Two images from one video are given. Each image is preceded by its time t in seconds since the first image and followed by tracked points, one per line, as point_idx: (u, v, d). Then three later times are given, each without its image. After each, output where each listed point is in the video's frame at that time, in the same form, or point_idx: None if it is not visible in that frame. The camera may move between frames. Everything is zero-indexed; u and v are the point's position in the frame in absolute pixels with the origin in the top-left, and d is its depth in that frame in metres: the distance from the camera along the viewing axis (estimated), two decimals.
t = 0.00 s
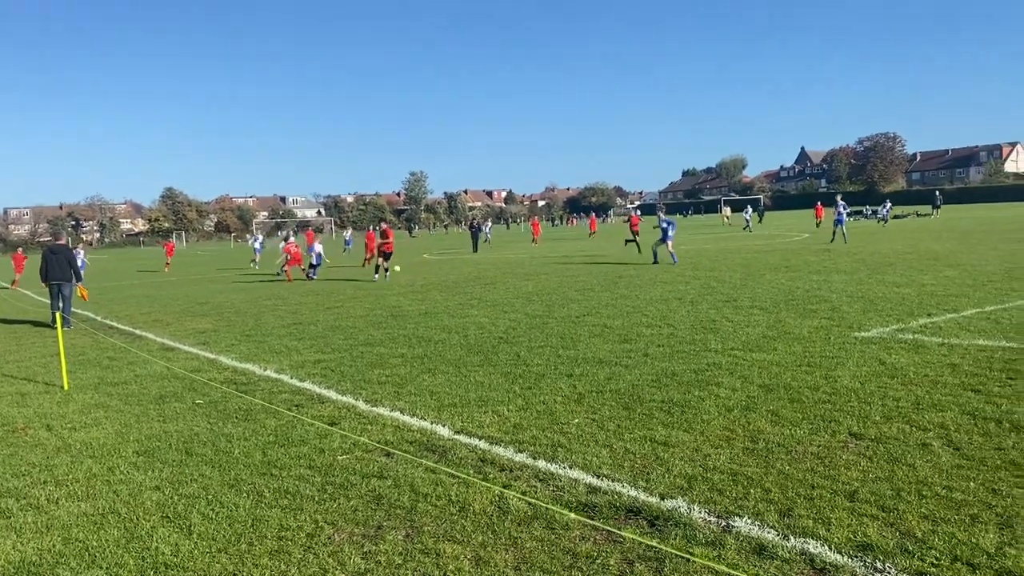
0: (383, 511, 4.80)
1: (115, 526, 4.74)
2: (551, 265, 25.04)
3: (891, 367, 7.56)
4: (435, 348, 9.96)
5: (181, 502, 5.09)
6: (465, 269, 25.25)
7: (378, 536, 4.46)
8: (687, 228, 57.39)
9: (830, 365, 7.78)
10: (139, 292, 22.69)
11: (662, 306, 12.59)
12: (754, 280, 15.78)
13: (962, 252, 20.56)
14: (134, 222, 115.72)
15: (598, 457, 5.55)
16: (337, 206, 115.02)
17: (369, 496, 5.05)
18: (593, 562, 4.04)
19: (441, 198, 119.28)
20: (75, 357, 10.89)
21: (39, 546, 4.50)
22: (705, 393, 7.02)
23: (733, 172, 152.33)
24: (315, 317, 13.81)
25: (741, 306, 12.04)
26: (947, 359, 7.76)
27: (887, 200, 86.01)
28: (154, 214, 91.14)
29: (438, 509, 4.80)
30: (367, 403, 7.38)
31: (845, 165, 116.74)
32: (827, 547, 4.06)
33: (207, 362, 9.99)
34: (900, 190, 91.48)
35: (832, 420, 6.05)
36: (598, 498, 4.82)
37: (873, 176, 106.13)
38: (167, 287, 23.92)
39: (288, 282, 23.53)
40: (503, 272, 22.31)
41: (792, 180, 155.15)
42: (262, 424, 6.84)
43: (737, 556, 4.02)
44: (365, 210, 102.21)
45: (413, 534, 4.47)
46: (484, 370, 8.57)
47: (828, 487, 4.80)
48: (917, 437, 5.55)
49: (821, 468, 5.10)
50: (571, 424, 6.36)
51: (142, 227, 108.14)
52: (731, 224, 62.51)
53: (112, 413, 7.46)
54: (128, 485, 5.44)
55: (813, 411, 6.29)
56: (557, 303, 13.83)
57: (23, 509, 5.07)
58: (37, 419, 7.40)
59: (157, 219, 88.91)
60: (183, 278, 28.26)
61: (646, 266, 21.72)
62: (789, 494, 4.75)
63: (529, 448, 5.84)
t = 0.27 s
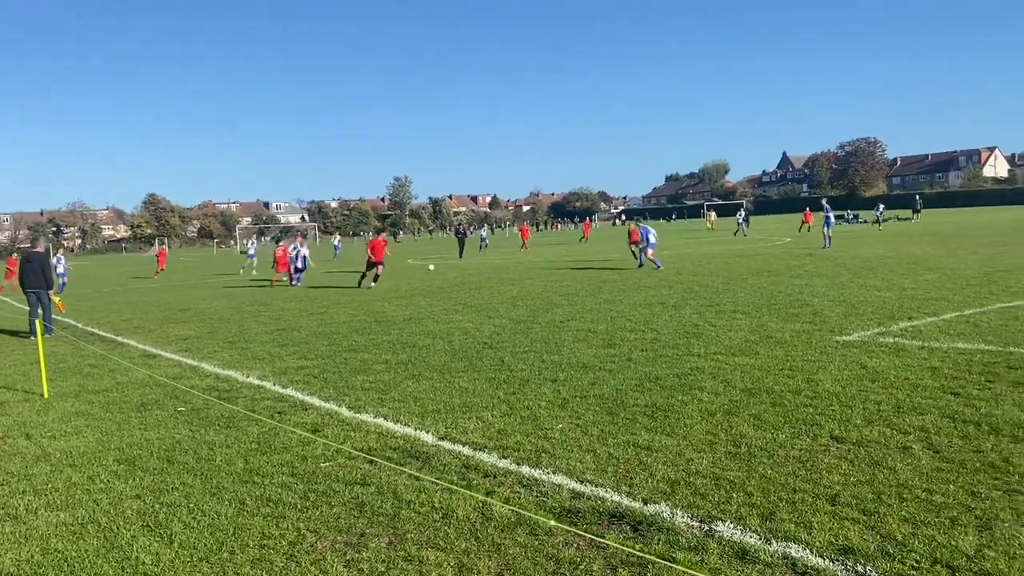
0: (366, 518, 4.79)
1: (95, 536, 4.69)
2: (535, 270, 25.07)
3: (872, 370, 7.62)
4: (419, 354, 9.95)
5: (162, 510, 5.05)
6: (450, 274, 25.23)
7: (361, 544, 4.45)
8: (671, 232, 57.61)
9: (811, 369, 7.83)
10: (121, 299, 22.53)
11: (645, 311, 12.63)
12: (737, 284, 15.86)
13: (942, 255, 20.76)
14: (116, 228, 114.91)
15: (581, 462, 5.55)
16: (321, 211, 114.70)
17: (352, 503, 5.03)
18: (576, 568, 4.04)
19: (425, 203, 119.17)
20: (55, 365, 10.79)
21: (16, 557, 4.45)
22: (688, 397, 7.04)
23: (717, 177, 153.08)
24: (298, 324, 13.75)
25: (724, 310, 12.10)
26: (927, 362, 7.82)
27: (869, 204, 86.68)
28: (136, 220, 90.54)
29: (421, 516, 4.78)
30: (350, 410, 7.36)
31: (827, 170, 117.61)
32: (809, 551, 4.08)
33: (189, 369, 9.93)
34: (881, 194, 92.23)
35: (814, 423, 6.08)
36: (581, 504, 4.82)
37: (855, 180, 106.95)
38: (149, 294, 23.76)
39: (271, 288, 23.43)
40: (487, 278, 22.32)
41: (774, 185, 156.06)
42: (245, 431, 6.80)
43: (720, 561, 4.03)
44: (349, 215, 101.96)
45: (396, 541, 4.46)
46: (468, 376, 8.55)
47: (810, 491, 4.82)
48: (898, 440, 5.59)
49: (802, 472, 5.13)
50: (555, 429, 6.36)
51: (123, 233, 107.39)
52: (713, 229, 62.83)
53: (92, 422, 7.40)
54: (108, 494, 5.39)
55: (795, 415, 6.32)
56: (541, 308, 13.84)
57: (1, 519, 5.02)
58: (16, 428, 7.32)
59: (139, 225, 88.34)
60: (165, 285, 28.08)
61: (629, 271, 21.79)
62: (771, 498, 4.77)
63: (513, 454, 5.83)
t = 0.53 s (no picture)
0: (347, 524, 4.77)
1: (72, 545, 4.65)
2: (518, 274, 25.08)
3: (852, 373, 7.67)
4: (402, 359, 9.93)
5: (141, 518, 5.01)
6: (432, 279, 25.18)
7: (342, 549, 4.43)
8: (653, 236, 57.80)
9: (792, 371, 7.88)
10: (101, 305, 22.34)
11: (628, 314, 12.66)
12: (718, 288, 15.93)
13: (921, 259, 20.95)
14: (95, 234, 114.01)
15: (563, 466, 5.56)
16: (304, 216, 114.29)
17: (333, 509, 5.01)
18: (558, 572, 4.04)
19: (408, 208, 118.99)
20: (33, 372, 10.68)
21: None
22: (670, 400, 7.07)
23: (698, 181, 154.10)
24: (280, 329, 13.69)
25: (706, 314, 12.15)
26: (906, 364, 7.89)
27: (849, 208, 87.36)
28: (117, 226, 89.84)
29: (403, 521, 4.77)
30: (332, 416, 7.33)
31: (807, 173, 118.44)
32: (789, 553, 4.10)
33: (169, 376, 9.86)
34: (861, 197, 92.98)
35: (794, 425, 6.12)
36: (563, 508, 4.83)
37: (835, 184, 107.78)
38: (129, 300, 23.56)
39: (253, 294, 23.32)
40: (469, 282, 22.31)
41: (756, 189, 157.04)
42: (226, 437, 6.77)
43: (701, 564, 4.04)
44: (332, 220, 101.63)
45: (377, 546, 4.45)
46: (451, 380, 8.54)
47: (790, 493, 4.85)
48: (877, 442, 5.63)
49: (783, 474, 5.16)
50: (537, 433, 6.37)
51: (103, 238, 106.52)
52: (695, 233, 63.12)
53: (70, 429, 7.33)
54: (87, 502, 5.34)
55: (776, 417, 6.36)
56: (524, 312, 13.85)
57: None
58: None
59: (119, 230, 87.65)
60: (145, 291, 27.85)
61: (612, 275, 21.84)
62: (752, 500, 4.79)
63: (495, 458, 5.83)
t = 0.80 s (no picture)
0: (327, 531, 4.74)
1: (47, 554, 4.60)
2: (498, 278, 25.07)
3: (830, 374, 7.73)
4: (382, 364, 9.89)
5: (118, 526, 4.96)
6: (413, 283, 25.11)
7: (321, 556, 4.41)
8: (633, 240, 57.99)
9: (770, 373, 7.92)
10: (77, 310, 22.10)
11: (608, 318, 12.69)
12: (698, 291, 16.00)
13: (898, 261, 21.15)
14: (72, 239, 112.86)
15: (544, 470, 5.56)
16: (284, 220, 113.73)
17: (312, 516, 4.98)
18: None
19: (389, 212, 118.72)
20: (8, 379, 10.55)
21: None
22: (650, 403, 7.09)
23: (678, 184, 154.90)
24: (259, 335, 13.59)
25: (686, 317, 12.20)
26: (883, 365, 7.96)
27: (827, 211, 88.09)
28: (94, 230, 88.98)
29: (383, 527, 4.75)
30: (312, 422, 7.29)
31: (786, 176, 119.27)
32: (768, 555, 4.13)
33: (147, 382, 9.77)
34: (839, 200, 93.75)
35: (772, 428, 6.16)
36: (543, 512, 4.83)
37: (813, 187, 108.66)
38: (106, 306, 23.31)
39: (231, 299, 23.15)
40: (450, 286, 22.28)
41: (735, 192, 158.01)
42: (204, 444, 6.71)
43: (680, 566, 4.06)
44: (312, 224, 101.17)
45: (357, 552, 4.43)
46: (431, 385, 8.52)
47: (769, 495, 4.87)
48: (854, 443, 5.68)
49: (762, 476, 5.19)
50: (518, 437, 6.36)
51: (80, 244, 105.46)
52: (675, 236, 63.39)
53: (45, 437, 7.24)
54: (62, 511, 5.28)
55: (755, 419, 6.39)
56: (505, 316, 13.84)
57: None
58: None
59: (96, 235, 86.82)
60: (122, 296, 27.59)
61: (592, 278, 21.88)
62: (731, 502, 4.81)
63: (476, 463, 5.82)
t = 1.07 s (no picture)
0: (305, 536, 4.72)
1: (20, 564, 4.53)
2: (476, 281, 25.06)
3: (806, 375, 7.80)
4: (360, 369, 9.85)
5: (92, 534, 4.90)
6: (390, 287, 25.04)
7: (299, 562, 4.38)
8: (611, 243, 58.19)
9: (747, 375, 7.98)
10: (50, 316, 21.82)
11: (587, 320, 12.72)
12: (676, 293, 16.08)
13: (872, 262, 21.38)
14: (45, 243, 111.50)
15: (523, 473, 5.56)
16: (261, 224, 113.01)
17: (290, 522, 4.95)
18: None
19: (367, 215, 118.21)
20: None
21: None
22: (628, 405, 7.12)
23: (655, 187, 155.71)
24: (236, 340, 13.49)
25: (664, 319, 12.26)
26: (858, 366, 8.04)
27: (802, 213, 88.89)
28: (67, 235, 87.93)
29: (361, 532, 4.74)
30: (289, 427, 7.24)
31: (762, 178, 120.10)
32: (745, 555, 4.15)
33: (122, 388, 9.67)
34: (814, 202, 94.60)
35: (750, 429, 6.20)
36: (522, 515, 4.83)
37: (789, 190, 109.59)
38: (79, 312, 23.03)
39: (207, 304, 22.97)
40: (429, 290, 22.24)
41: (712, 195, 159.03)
42: (180, 450, 6.65)
43: (659, 568, 4.08)
44: (289, 228, 100.62)
45: (335, 558, 4.41)
46: (410, 389, 8.49)
47: (746, 496, 4.91)
48: (830, 443, 5.74)
49: (739, 477, 5.23)
50: (497, 441, 6.37)
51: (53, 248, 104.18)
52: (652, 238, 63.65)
53: (18, 445, 7.14)
54: (35, 520, 5.21)
55: (732, 421, 6.43)
56: (483, 319, 13.83)
57: None
58: None
59: (69, 240, 85.80)
60: (97, 302, 27.29)
61: (570, 281, 21.92)
62: (708, 503, 4.84)
63: (455, 467, 5.81)
